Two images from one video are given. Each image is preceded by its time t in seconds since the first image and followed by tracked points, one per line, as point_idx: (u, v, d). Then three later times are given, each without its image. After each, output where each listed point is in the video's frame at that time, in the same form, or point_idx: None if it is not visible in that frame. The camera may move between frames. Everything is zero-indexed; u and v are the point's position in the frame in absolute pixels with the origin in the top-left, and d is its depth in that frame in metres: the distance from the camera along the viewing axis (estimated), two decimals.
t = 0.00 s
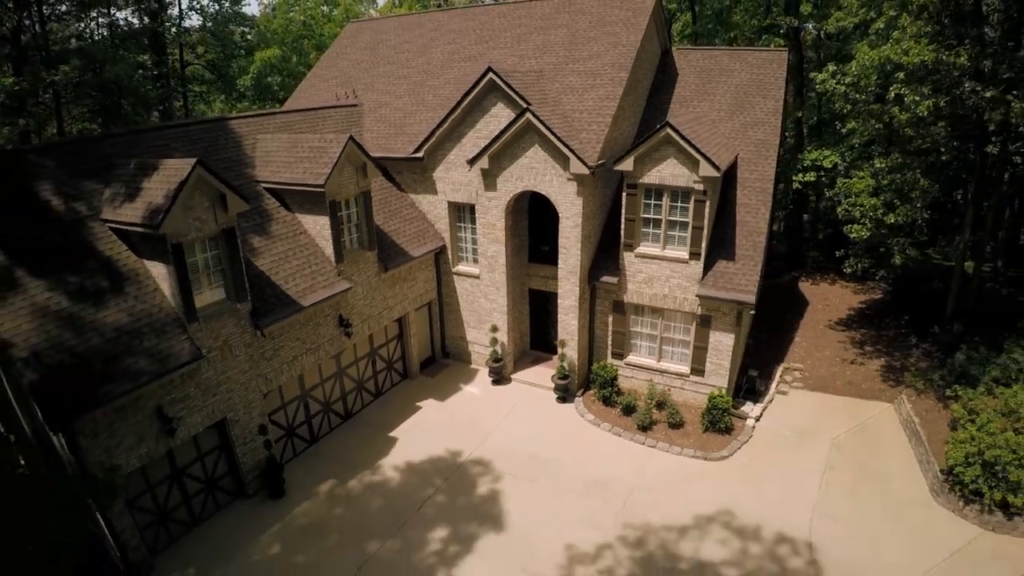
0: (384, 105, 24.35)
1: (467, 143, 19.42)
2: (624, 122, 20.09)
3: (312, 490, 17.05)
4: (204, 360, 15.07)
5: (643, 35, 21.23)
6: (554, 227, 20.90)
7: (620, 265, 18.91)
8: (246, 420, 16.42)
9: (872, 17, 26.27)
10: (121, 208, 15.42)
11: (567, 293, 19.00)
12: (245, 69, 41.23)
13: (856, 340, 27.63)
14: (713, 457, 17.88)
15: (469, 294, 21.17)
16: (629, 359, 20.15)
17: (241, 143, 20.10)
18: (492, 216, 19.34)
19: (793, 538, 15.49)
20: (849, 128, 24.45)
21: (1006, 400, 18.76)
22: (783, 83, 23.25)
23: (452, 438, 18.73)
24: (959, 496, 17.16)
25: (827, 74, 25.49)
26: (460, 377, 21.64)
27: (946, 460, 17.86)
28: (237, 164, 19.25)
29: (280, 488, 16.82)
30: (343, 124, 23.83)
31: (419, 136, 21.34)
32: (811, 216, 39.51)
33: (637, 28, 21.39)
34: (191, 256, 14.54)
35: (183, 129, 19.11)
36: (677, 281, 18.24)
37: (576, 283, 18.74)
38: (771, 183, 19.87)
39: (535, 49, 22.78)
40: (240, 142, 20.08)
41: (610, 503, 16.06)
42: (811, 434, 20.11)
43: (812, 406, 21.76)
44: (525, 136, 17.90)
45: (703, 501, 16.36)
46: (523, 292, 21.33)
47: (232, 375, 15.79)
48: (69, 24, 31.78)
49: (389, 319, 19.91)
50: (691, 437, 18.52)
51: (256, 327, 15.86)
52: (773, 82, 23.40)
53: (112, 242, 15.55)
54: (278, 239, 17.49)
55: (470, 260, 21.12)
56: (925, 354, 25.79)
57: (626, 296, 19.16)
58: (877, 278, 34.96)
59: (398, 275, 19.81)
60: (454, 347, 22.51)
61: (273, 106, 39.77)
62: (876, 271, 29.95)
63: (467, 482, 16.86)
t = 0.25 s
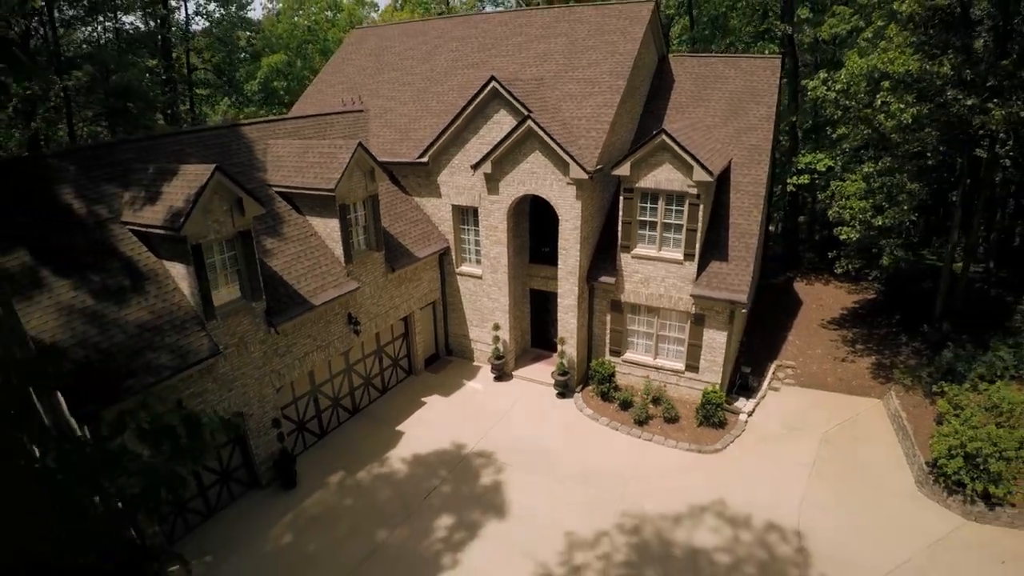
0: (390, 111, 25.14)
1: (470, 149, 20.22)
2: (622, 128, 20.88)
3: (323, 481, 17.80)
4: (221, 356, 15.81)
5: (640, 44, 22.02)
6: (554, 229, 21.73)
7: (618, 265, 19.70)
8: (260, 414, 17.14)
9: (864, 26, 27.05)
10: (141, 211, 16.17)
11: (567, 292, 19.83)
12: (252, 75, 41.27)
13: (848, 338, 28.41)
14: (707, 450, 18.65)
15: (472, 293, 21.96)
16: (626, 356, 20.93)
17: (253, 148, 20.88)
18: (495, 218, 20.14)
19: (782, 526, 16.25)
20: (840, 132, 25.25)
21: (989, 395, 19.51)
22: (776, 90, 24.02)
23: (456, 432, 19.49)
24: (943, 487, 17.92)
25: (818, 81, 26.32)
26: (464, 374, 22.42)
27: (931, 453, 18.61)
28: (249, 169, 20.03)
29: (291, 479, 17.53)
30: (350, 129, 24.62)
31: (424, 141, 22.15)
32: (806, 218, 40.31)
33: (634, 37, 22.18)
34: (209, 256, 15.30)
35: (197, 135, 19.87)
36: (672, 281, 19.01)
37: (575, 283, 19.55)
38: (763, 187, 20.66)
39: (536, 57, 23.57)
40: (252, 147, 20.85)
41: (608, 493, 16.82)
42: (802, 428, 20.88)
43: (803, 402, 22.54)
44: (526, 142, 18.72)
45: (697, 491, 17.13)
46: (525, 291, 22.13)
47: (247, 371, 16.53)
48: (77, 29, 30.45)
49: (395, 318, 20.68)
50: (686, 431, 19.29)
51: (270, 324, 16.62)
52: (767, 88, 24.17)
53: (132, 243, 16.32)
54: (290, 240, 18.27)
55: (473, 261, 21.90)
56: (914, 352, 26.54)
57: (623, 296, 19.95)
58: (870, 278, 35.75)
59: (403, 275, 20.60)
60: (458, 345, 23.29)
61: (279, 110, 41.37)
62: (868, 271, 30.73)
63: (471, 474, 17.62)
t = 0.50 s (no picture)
0: (395, 116, 25.92)
1: (474, 153, 21.01)
2: (620, 133, 21.67)
3: (333, 473, 18.54)
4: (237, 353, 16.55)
5: (638, 52, 22.81)
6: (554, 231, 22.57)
7: (616, 266, 20.48)
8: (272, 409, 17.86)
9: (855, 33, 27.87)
10: (160, 214, 16.92)
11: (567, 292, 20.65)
12: (257, 80, 41.73)
13: (840, 337, 29.19)
14: (701, 444, 19.43)
15: (475, 293, 22.75)
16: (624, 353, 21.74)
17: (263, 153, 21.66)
18: (497, 221, 20.96)
19: (773, 515, 17.02)
20: (833, 137, 26.04)
21: (974, 391, 20.28)
22: (769, 96, 24.78)
23: (460, 426, 20.26)
24: (928, 479, 18.69)
25: (811, 87, 27.16)
26: (467, 371, 23.20)
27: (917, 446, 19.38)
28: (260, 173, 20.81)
29: (302, 471, 18.26)
30: (356, 134, 25.41)
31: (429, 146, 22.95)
32: (801, 219, 41.10)
33: (631, 45, 22.96)
34: (226, 257, 16.08)
35: (210, 140, 20.63)
36: (667, 281, 19.80)
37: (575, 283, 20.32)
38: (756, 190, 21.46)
39: (537, 64, 24.36)
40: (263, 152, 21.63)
41: (606, 484, 17.58)
42: (793, 423, 21.65)
43: (795, 398, 23.31)
44: (527, 147, 19.54)
45: (691, 483, 17.90)
46: (526, 291, 22.94)
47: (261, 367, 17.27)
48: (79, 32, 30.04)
49: (401, 317, 21.47)
50: (681, 426, 20.07)
51: (283, 322, 17.38)
52: (760, 94, 24.94)
53: (151, 245, 17.08)
54: (301, 242, 19.05)
55: (476, 261, 22.69)
56: (904, 350, 27.34)
57: (621, 295, 20.73)
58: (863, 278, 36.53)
59: (409, 275, 21.39)
60: (461, 343, 24.06)
61: (285, 113, 41.82)
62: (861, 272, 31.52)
63: (476, 466, 18.38)
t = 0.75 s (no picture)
0: (400, 121, 26.75)
1: (477, 158, 21.85)
2: (618, 139, 22.49)
3: (343, 465, 19.35)
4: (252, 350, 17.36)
5: (635, 60, 23.63)
6: (554, 233, 23.45)
7: (614, 267, 21.32)
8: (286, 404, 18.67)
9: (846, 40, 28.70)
10: (178, 217, 17.73)
11: (568, 291, 21.53)
12: (264, 85, 42.47)
13: (833, 335, 29.99)
14: (695, 437, 20.25)
15: (478, 293, 23.59)
16: (622, 351, 22.57)
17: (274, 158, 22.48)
18: (500, 224, 21.82)
19: (763, 505, 17.83)
20: (825, 141, 26.85)
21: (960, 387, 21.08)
22: (763, 102, 25.57)
23: (464, 421, 21.07)
24: (914, 471, 19.48)
25: (803, 93, 28.01)
26: (470, 368, 24.03)
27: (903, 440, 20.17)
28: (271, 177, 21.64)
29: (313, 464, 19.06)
30: (362, 139, 26.22)
31: (433, 151, 23.79)
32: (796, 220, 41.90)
33: (629, 53, 23.77)
34: (242, 259, 16.91)
35: (223, 146, 21.45)
36: (663, 281, 20.63)
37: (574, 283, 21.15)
38: (749, 193, 22.27)
39: (538, 71, 25.18)
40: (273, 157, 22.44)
41: (604, 476, 18.42)
42: (785, 418, 22.46)
43: (787, 394, 24.13)
44: (529, 153, 20.42)
45: (686, 474, 18.73)
46: (527, 291, 23.79)
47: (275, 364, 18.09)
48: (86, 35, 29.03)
49: (406, 316, 22.29)
50: (676, 420, 20.90)
51: (296, 321, 18.20)
52: (754, 100, 25.74)
53: (169, 247, 17.91)
54: (313, 243, 19.88)
55: (478, 262, 23.51)
56: (895, 349, 28.13)
57: (619, 295, 21.57)
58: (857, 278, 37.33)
59: (415, 276, 22.24)
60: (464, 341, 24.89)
61: (291, 119, 41.79)
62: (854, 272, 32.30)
63: (479, 458, 19.20)
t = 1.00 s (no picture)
0: (404, 127, 27.59)
1: (479, 163, 22.69)
2: (616, 144, 23.33)
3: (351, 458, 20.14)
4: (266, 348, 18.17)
5: (632, 68, 24.47)
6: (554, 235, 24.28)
7: (611, 268, 22.16)
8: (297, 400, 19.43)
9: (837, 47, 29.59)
10: (194, 220, 18.51)
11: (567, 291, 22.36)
12: (271, 89, 43.39)
13: (826, 334, 30.83)
14: (690, 432, 21.07)
15: (480, 293, 24.42)
16: (619, 349, 23.39)
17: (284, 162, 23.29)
18: (502, 226, 22.65)
19: (755, 496, 18.64)
20: (817, 146, 27.71)
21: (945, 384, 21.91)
22: (756, 108, 26.36)
23: (467, 416, 21.87)
24: (900, 464, 20.30)
25: (796, 99, 28.89)
26: (472, 366, 24.83)
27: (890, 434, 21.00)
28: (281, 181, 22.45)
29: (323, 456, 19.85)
30: (368, 143, 27.06)
31: (437, 155, 24.62)
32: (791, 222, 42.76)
33: (626, 61, 24.60)
34: (257, 260, 17.73)
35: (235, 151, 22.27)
36: (659, 282, 21.47)
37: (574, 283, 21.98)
38: (742, 197, 23.12)
39: (538, 78, 26.03)
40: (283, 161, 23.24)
41: (603, 468, 19.23)
42: (777, 414, 23.29)
43: (779, 391, 24.95)
44: (529, 158, 21.26)
45: (681, 466, 19.55)
46: (528, 291, 24.61)
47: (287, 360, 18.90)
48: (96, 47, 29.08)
49: (412, 315, 23.09)
50: (672, 415, 21.72)
51: (307, 319, 19.01)
52: (748, 106, 26.56)
53: (185, 248, 18.71)
54: (322, 245, 20.69)
55: (481, 263, 24.33)
56: (885, 347, 28.97)
57: (616, 295, 22.40)
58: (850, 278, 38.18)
59: (420, 277, 23.07)
60: (466, 340, 25.71)
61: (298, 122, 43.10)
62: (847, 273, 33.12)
63: (482, 451, 20.01)
